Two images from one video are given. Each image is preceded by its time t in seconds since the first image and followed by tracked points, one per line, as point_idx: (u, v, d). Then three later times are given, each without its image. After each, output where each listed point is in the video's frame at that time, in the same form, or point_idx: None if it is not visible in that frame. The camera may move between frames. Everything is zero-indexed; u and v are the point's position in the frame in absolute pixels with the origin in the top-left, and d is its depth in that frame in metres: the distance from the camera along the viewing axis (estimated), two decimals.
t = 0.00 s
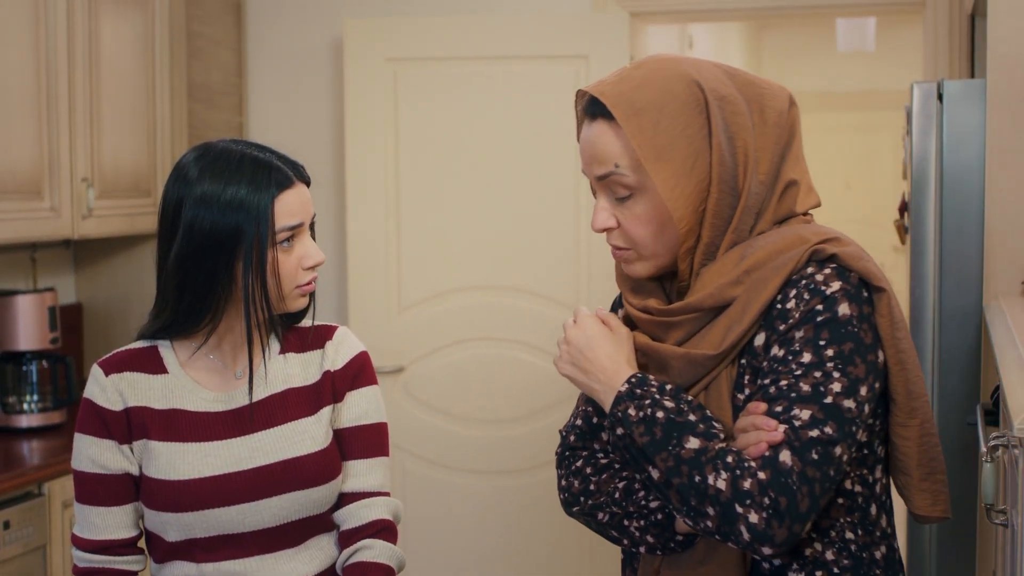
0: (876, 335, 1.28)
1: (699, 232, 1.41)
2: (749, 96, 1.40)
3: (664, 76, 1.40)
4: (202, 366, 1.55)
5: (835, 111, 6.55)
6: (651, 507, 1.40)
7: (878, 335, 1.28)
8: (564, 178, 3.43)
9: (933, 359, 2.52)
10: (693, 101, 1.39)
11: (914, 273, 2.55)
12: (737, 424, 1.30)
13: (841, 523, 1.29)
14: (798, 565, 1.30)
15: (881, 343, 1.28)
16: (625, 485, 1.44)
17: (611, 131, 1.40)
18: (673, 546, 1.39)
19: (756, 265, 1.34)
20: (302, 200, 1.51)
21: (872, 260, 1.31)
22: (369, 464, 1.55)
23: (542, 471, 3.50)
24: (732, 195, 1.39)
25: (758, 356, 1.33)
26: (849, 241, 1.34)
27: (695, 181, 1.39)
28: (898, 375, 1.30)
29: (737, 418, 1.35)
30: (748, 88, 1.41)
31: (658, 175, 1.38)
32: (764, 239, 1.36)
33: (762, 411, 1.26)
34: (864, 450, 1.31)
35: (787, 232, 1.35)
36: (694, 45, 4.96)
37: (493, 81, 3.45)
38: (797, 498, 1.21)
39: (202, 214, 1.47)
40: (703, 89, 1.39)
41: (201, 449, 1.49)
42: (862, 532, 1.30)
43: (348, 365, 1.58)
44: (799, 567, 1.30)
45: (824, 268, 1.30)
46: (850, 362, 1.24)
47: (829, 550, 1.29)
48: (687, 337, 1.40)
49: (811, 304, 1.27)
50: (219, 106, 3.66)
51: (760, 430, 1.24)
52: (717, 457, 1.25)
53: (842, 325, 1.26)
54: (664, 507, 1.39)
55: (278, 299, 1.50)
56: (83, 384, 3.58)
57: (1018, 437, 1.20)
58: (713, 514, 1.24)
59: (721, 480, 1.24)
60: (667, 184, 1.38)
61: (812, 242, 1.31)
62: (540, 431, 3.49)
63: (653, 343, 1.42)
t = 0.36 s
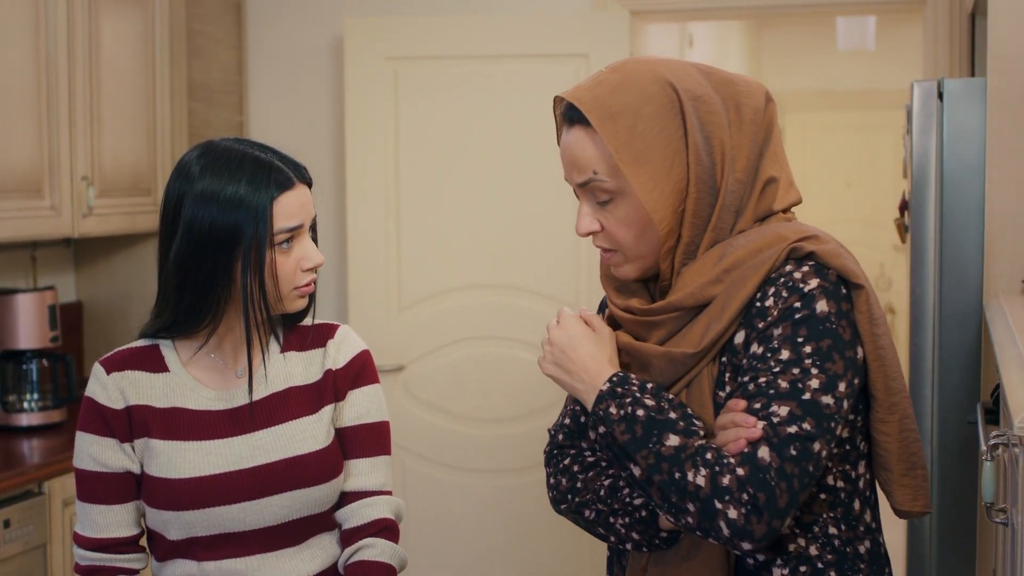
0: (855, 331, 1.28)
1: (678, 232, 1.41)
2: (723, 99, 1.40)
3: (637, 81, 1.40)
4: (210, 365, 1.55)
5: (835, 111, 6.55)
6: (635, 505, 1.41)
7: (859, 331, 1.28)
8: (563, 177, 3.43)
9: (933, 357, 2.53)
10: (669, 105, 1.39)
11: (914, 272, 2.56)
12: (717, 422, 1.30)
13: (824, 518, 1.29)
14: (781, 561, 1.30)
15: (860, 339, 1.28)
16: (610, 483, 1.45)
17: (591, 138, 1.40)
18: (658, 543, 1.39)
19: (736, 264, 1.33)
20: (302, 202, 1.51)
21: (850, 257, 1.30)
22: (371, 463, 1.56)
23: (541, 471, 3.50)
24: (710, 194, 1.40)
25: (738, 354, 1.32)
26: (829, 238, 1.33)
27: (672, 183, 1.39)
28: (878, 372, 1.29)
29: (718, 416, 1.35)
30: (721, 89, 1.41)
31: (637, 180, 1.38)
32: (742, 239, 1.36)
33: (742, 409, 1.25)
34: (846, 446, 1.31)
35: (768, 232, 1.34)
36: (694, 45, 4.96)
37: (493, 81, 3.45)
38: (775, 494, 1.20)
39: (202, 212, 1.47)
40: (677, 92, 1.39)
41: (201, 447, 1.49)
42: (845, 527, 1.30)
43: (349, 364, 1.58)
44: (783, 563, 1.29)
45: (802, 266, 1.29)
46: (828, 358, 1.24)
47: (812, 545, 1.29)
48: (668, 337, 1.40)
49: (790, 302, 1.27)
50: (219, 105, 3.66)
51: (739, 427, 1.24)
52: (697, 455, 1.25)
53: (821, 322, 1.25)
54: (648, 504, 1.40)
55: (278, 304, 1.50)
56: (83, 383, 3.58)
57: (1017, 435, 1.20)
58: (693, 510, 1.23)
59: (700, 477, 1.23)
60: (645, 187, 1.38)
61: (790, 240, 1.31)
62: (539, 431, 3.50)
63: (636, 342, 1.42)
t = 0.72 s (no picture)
0: (849, 331, 1.27)
1: (671, 230, 1.41)
2: (719, 97, 1.40)
3: (632, 77, 1.41)
4: (218, 361, 1.55)
5: (834, 108, 6.55)
6: (626, 499, 1.41)
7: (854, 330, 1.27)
8: (563, 175, 3.43)
9: (933, 354, 2.53)
10: (660, 103, 1.39)
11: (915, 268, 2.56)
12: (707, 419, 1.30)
13: (814, 518, 1.30)
14: (770, 559, 1.30)
15: (853, 340, 1.27)
16: (604, 476, 1.44)
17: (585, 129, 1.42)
18: (649, 537, 1.39)
19: (732, 262, 1.34)
20: (301, 201, 1.50)
21: (847, 258, 1.30)
22: (372, 460, 1.56)
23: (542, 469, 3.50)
24: (703, 194, 1.39)
25: (731, 351, 1.32)
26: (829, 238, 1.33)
27: (664, 181, 1.39)
28: (872, 373, 1.29)
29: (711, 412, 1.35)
30: (720, 85, 1.41)
31: (625, 176, 1.39)
32: (741, 237, 1.36)
33: (731, 406, 1.25)
34: (838, 446, 1.31)
35: (766, 230, 1.34)
36: (694, 42, 4.95)
37: (493, 79, 3.45)
38: (760, 492, 1.20)
39: (199, 209, 1.47)
40: (669, 89, 1.39)
41: (202, 444, 1.49)
42: (835, 527, 1.30)
43: (350, 362, 1.58)
44: (772, 561, 1.29)
45: (797, 265, 1.29)
46: (820, 358, 1.23)
47: (801, 544, 1.29)
48: (665, 332, 1.40)
49: (782, 302, 1.27)
50: (219, 102, 3.65)
51: (728, 425, 1.24)
52: (684, 450, 1.25)
53: (814, 322, 1.25)
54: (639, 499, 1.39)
55: (275, 304, 1.50)
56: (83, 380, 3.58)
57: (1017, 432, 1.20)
58: (679, 506, 1.23)
59: (686, 473, 1.23)
60: (634, 184, 1.39)
61: (786, 239, 1.31)
62: (538, 428, 3.50)
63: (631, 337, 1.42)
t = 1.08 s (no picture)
0: (850, 331, 1.27)
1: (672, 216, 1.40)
2: (726, 90, 1.39)
3: (641, 63, 1.42)
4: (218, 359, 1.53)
5: (835, 105, 6.55)
6: (623, 492, 1.41)
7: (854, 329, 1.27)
8: (564, 171, 3.42)
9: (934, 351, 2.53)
10: (666, 89, 1.40)
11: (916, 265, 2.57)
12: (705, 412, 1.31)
13: (811, 516, 1.29)
14: (767, 556, 1.30)
15: (854, 340, 1.27)
16: (603, 469, 1.45)
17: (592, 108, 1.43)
18: (646, 530, 1.39)
19: (736, 257, 1.33)
20: (282, 222, 1.45)
21: (850, 254, 1.29)
22: (375, 455, 1.56)
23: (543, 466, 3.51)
24: (704, 179, 1.39)
25: (731, 346, 1.32)
26: (833, 236, 1.32)
27: (665, 166, 1.39)
28: (873, 373, 1.29)
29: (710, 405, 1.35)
30: (727, 79, 1.41)
31: (627, 156, 1.39)
32: (747, 231, 1.36)
33: (727, 401, 1.25)
34: (837, 446, 1.31)
35: (770, 226, 1.34)
36: (694, 38, 4.95)
37: (494, 75, 3.44)
38: (751, 487, 1.20)
39: (194, 197, 1.46)
40: (674, 77, 1.39)
41: (203, 437, 1.49)
42: (832, 526, 1.30)
43: (352, 357, 1.58)
44: (768, 558, 1.30)
45: (800, 262, 1.29)
46: (818, 356, 1.23)
47: (798, 542, 1.29)
48: (666, 325, 1.40)
49: (782, 298, 1.27)
50: (219, 98, 3.65)
51: (722, 419, 1.24)
52: (677, 443, 1.25)
53: (814, 319, 1.25)
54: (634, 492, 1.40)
55: (251, 304, 1.48)
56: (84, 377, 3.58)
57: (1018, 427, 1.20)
58: (671, 499, 1.23)
59: (678, 466, 1.23)
60: (635, 164, 1.39)
61: (790, 235, 1.31)
62: (539, 425, 3.50)
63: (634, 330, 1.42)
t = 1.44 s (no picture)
0: (845, 320, 1.26)
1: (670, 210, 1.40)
2: (730, 87, 1.39)
3: (647, 56, 1.41)
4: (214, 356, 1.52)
5: (837, 101, 6.55)
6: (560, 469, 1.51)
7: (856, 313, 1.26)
8: (565, 168, 3.42)
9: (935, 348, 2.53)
10: (669, 84, 1.39)
11: (915, 263, 2.56)
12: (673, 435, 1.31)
13: (802, 516, 1.29)
14: (758, 554, 1.30)
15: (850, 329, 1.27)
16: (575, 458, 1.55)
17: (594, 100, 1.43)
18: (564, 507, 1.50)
19: (729, 251, 1.33)
20: (267, 225, 1.44)
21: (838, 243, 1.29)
22: (376, 451, 1.56)
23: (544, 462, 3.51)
24: (702, 176, 1.39)
25: (727, 340, 1.31)
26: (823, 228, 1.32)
27: (665, 160, 1.39)
28: (867, 363, 1.29)
29: (700, 399, 1.34)
30: (731, 78, 1.41)
31: (627, 149, 1.39)
32: (740, 225, 1.35)
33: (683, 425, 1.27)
34: (830, 442, 1.30)
35: (762, 219, 1.34)
36: (696, 35, 4.95)
37: (495, 71, 3.44)
38: (777, 479, 1.17)
39: (189, 193, 1.45)
40: (678, 72, 1.38)
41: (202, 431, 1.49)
42: (824, 523, 1.30)
43: (353, 353, 1.58)
44: (759, 556, 1.30)
45: (793, 254, 1.28)
46: (822, 345, 1.22)
47: (790, 542, 1.29)
48: (662, 321, 1.39)
49: (777, 289, 1.25)
50: (221, 94, 3.66)
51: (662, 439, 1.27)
52: (680, 457, 1.20)
53: (812, 309, 1.23)
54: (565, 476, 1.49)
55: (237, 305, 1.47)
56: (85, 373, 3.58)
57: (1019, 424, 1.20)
58: (689, 512, 1.18)
59: (691, 477, 1.18)
60: (634, 158, 1.39)
61: (783, 228, 1.30)
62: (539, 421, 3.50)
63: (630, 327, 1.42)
